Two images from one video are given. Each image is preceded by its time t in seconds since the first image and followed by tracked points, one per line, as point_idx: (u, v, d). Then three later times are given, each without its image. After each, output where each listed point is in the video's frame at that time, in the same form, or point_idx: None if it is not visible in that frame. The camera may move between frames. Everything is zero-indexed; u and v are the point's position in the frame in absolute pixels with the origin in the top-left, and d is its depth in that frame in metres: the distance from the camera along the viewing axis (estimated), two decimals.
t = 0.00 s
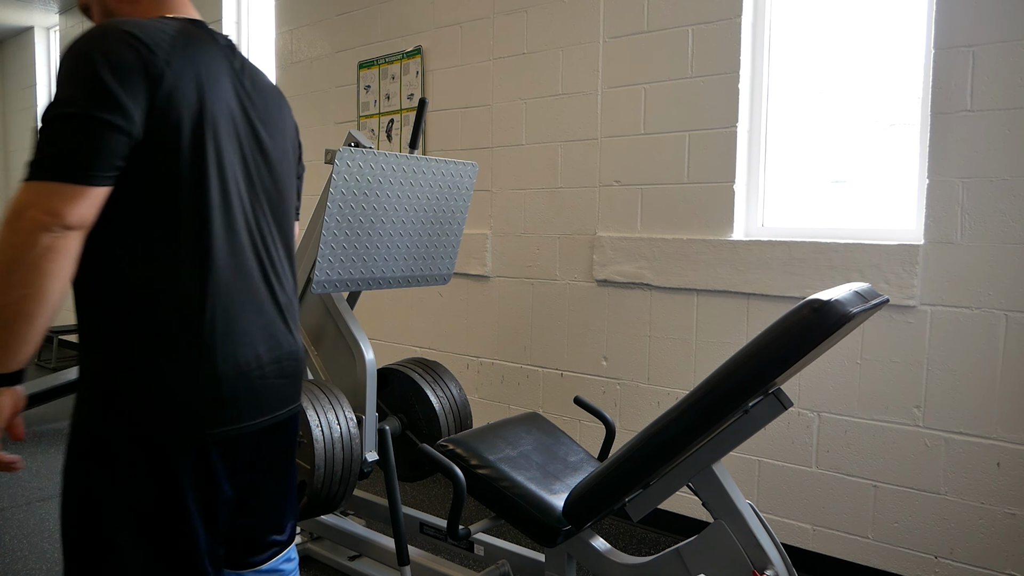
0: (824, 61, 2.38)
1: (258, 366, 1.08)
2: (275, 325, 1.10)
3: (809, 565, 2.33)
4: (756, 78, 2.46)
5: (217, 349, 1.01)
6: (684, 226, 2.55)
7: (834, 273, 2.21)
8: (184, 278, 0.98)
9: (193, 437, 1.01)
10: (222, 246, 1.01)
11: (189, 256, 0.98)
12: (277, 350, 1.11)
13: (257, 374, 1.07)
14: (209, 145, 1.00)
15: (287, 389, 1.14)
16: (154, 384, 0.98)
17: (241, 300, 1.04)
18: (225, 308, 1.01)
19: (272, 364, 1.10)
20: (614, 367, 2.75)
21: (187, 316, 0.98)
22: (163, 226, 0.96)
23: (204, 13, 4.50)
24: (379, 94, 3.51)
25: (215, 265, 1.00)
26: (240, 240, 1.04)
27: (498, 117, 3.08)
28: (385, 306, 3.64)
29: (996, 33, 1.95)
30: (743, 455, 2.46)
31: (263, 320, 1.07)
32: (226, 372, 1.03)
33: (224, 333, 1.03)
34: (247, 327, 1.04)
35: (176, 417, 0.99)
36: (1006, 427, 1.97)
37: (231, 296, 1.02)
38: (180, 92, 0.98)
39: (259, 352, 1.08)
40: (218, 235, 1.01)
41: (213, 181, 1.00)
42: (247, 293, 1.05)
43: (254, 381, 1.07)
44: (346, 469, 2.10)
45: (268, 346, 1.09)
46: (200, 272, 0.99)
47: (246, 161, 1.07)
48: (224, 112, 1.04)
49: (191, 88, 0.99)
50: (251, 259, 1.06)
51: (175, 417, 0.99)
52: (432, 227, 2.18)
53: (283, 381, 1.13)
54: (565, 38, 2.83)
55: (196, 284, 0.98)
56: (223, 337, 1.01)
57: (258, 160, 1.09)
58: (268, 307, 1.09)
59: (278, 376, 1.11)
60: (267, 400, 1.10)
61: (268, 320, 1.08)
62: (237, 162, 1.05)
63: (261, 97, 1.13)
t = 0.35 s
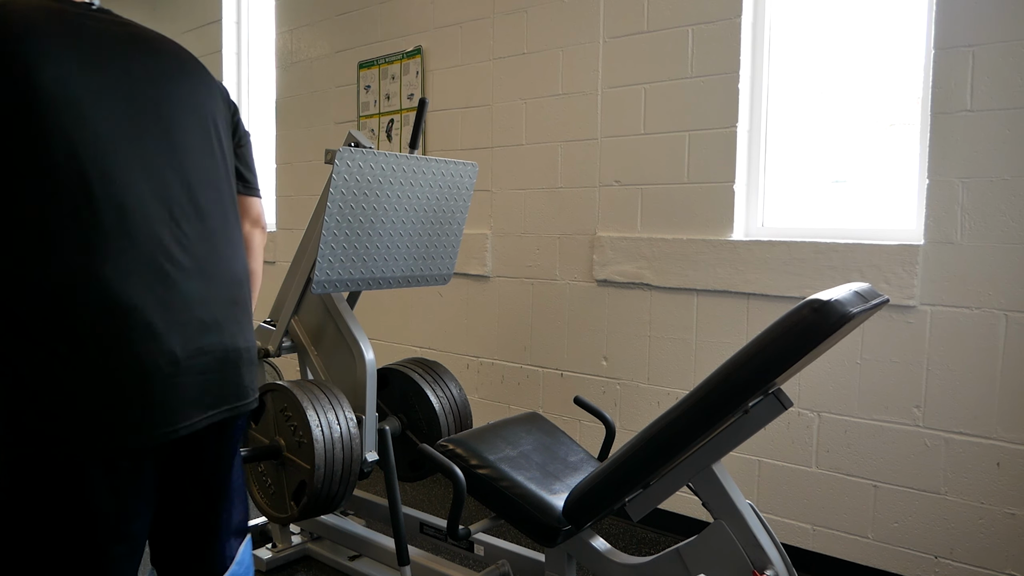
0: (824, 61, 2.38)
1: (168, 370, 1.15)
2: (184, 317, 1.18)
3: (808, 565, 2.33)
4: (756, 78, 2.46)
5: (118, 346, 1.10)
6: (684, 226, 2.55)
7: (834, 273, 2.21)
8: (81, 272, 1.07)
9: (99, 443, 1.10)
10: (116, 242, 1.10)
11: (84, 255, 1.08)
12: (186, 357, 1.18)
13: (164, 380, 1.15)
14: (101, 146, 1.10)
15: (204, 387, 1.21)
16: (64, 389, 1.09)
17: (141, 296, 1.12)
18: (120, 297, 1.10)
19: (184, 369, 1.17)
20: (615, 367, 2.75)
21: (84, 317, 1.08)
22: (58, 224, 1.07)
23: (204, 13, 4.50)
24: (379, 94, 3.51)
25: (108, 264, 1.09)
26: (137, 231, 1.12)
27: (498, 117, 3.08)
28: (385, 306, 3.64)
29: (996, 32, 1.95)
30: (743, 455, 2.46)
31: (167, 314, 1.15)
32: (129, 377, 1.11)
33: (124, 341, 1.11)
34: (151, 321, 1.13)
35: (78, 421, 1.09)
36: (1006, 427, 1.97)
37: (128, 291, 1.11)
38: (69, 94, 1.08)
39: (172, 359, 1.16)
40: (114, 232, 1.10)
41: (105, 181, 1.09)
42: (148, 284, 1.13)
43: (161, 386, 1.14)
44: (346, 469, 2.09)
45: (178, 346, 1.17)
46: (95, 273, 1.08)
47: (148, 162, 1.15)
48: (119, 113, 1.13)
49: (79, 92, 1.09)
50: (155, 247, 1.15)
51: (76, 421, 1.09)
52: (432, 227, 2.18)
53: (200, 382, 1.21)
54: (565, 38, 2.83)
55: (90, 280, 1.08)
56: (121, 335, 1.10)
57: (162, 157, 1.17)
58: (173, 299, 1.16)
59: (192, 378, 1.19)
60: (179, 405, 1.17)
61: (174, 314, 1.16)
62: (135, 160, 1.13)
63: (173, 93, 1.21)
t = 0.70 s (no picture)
0: (824, 61, 2.38)
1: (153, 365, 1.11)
2: (172, 313, 1.15)
3: (808, 565, 2.33)
4: (756, 78, 2.46)
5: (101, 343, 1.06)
6: (684, 226, 2.55)
7: (834, 273, 2.21)
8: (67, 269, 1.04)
9: (89, 440, 1.06)
10: (103, 237, 1.07)
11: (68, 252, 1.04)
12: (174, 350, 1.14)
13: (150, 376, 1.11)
14: (87, 142, 1.08)
15: (193, 383, 1.18)
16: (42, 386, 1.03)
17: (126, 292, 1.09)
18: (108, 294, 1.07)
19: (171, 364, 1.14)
20: (615, 367, 2.75)
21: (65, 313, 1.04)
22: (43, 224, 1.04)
23: (204, 13, 4.50)
24: (379, 94, 3.51)
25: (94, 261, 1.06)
26: (123, 228, 1.10)
27: (498, 117, 3.08)
28: (385, 306, 3.64)
29: (996, 32, 1.94)
30: (743, 455, 2.46)
31: (154, 310, 1.12)
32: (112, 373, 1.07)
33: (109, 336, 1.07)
34: (138, 318, 1.10)
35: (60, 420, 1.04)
36: (1006, 427, 1.97)
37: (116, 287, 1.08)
38: (56, 93, 1.06)
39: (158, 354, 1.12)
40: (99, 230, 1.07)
41: (91, 180, 1.07)
42: (135, 282, 1.10)
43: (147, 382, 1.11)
44: (346, 469, 2.09)
45: (165, 339, 1.13)
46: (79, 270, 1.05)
47: (136, 160, 1.13)
48: (106, 112, 1.11)
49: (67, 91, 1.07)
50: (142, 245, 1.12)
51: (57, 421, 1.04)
52: (431, 227, 2.18)
53: (189, 378, 1.17)
54: (565, 38, 2.83)
55: (75, 277, 1.05)
56: (105, 331, 1.07)
57: (150, 154, 1.15)
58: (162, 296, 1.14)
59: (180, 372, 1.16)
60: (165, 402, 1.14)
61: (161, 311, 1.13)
62: (122, 159, 1.11)
63: (162, 92, 1.19)
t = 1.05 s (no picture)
0: (824, 61, 2.37)
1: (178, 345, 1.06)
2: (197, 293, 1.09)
3: (808, 565, 2.33)
4: (756, 78, 2.46)
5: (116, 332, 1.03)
6: (684, 226, 2.55)
7: (834, 273, 2.21)
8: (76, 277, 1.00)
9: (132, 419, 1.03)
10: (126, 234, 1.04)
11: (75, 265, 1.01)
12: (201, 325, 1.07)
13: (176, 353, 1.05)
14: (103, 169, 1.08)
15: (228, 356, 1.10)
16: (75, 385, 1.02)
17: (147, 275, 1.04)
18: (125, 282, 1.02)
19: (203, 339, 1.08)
20: (614, 367, 2.75)
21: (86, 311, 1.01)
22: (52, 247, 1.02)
23: (205, 13, 4.50)
24: (379, 94, 3.51)
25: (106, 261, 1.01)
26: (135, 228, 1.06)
27: (498, 117, 3.08)
28: (385, 306, 3.64)
29: (996, 32, 1.95)
30: (743, 455, 2.46)
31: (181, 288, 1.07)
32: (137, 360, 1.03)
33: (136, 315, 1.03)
34: (172, 302, 1.05)
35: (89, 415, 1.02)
36: (1006, 427, 1.97)
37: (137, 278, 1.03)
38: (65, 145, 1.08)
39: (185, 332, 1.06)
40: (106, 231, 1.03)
41: (110, 195, 1.05)
42: (153, 264, 1.05)
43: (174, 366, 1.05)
44: (346, 469, 2.09)
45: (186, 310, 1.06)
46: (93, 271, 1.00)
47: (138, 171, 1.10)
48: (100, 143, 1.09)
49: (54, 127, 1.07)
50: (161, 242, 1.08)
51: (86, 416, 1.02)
52: (431, 227, 2.18)
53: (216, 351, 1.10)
54: (565, 38, 2.83)
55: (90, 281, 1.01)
56: (129, 318, 1.02)
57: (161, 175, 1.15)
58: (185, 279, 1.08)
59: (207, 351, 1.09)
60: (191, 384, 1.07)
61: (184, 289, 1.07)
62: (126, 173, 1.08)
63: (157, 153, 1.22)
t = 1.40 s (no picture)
0: (824, 60, 2.37)
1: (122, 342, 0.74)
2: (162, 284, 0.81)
3: (808, 565, 2.33)
4: (756, 78, 2.46)
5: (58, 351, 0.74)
6: (684, 226, 2.55)
7: (834, 273, 2.21)
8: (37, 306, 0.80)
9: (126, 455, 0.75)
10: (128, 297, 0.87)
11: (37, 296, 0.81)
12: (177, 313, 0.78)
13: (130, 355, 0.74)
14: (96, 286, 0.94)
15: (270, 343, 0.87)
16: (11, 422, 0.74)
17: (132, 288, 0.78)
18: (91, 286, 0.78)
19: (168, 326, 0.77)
20: (614, 367, 2.75)
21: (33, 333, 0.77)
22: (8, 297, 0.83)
23: (205, 13, 4.50)
24: (379, 94, 3.51)
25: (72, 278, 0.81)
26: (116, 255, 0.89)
27: (498, 117, 3.08)
28: (385, 306, 3.64)
29: (996, 32, 1.94)
30: (743, 455, 2.46)
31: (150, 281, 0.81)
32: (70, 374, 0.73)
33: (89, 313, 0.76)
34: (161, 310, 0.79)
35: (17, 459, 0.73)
36: (1006, 427, 1.97)
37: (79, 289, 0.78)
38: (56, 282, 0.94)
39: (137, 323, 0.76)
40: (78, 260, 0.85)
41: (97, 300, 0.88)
42: (164, 272, 0.85)
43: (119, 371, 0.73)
44: (346, 469, 2.09)
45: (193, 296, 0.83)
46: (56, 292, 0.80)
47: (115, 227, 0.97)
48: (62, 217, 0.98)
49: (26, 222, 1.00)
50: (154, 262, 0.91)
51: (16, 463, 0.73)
52: (431, 227, 2.18)
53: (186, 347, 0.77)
54: (565, 39, 2.83)
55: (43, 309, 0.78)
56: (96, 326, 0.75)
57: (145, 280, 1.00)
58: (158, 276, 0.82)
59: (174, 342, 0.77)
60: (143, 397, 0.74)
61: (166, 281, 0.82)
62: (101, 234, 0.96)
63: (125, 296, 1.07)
